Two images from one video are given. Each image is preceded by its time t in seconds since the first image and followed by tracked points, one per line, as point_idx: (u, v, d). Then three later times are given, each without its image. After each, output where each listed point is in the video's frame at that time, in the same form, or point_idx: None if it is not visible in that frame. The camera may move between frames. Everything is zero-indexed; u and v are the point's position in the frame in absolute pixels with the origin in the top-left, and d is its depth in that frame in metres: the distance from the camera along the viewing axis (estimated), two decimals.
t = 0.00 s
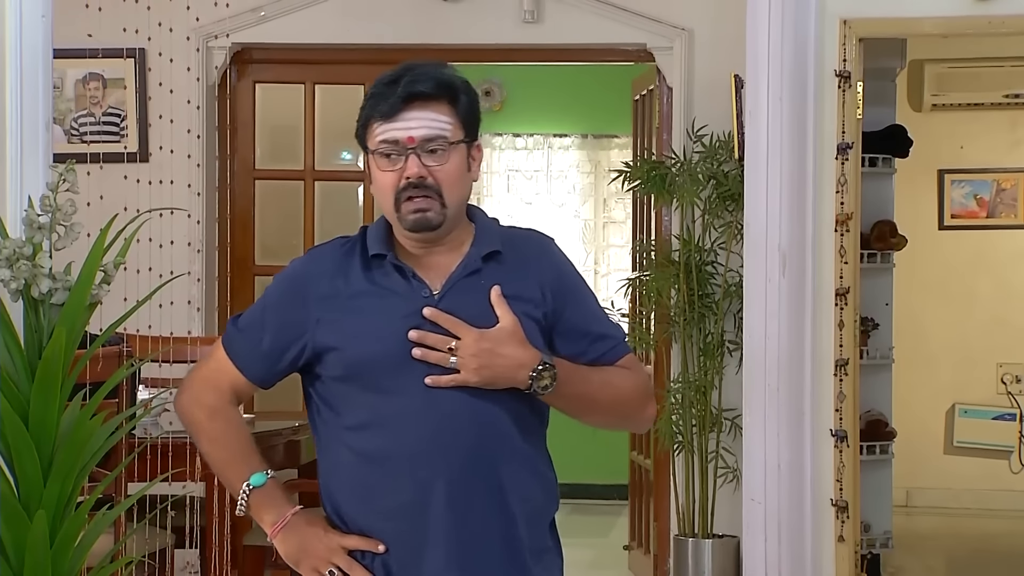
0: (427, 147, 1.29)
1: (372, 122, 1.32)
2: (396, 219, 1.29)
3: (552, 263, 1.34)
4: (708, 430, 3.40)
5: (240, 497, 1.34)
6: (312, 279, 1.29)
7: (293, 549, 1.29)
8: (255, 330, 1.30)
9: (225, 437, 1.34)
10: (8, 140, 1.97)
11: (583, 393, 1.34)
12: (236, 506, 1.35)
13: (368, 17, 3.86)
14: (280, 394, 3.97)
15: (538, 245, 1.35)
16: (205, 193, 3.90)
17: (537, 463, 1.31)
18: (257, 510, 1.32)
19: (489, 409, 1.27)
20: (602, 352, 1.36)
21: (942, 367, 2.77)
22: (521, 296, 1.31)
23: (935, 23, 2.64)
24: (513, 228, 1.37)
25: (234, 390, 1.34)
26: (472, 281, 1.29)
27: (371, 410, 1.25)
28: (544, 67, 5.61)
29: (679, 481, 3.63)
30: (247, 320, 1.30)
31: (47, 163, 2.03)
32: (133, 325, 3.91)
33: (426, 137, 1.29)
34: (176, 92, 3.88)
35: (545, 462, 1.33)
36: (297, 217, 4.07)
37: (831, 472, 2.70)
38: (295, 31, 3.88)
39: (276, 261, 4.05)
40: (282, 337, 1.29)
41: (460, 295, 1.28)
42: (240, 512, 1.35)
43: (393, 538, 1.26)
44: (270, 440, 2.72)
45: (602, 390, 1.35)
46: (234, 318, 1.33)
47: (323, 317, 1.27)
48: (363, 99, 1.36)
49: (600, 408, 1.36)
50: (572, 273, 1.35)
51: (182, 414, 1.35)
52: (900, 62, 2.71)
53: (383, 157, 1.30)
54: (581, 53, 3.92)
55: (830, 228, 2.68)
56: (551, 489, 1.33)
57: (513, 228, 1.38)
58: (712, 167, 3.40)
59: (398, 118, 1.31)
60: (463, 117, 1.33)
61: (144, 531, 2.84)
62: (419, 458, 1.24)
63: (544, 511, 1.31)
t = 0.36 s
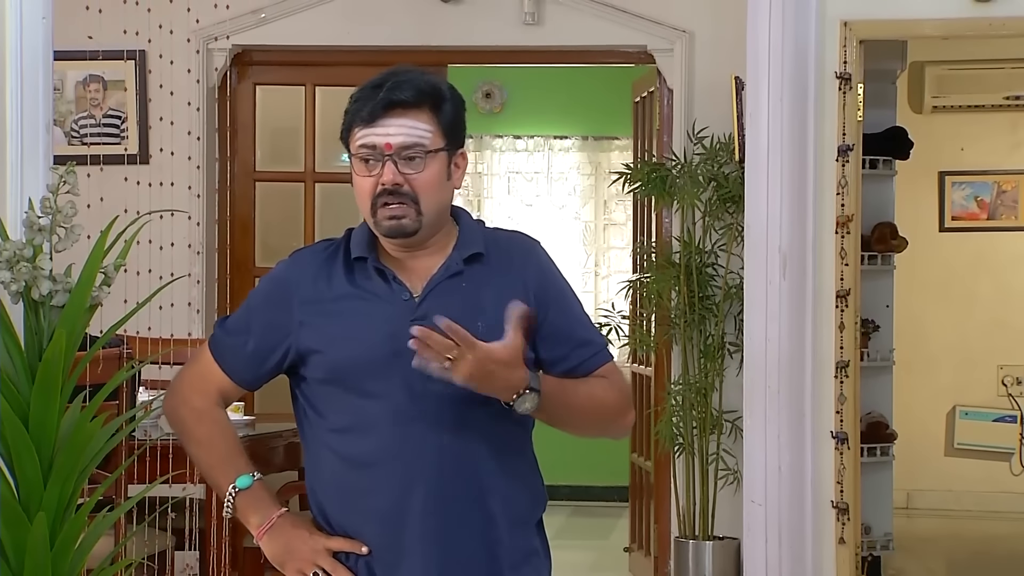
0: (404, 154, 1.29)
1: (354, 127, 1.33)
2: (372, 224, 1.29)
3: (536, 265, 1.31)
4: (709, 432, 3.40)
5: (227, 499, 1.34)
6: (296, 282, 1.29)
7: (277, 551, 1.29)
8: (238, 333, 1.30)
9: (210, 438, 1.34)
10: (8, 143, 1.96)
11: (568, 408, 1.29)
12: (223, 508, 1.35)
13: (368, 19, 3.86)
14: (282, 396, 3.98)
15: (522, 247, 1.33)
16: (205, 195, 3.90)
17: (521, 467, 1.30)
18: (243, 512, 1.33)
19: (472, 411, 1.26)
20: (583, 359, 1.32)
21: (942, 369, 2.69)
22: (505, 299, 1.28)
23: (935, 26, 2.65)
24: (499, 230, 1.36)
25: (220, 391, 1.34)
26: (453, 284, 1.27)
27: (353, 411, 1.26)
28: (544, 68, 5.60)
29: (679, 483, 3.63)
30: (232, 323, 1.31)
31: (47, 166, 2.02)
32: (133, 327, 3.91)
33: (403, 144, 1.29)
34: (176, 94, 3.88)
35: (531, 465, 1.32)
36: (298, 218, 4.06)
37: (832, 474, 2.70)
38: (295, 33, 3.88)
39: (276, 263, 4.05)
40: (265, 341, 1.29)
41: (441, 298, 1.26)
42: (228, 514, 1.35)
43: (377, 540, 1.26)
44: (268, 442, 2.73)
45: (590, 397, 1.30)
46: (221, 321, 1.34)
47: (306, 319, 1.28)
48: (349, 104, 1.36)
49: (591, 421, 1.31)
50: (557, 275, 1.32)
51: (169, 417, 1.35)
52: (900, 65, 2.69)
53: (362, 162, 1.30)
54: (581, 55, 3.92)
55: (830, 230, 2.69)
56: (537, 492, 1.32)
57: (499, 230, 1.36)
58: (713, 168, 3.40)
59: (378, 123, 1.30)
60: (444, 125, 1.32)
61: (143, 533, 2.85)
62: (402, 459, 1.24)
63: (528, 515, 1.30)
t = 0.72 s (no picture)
0: (404, 153, 1.28)
1: (357, 125, 1.33)
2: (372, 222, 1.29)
3: (537, 264, 1.31)
4: (709, 432, 3.40)
5: (228, 495, 1.34)
6: (297, 279, 1.31)
7: (276, 549, 1.29)
8: (242, 329, 1.32)
9: (212, 435, 1.35)
10: (8, 143, 1.96)
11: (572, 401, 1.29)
12: (225, 504, 1.36)
13: (369, 19, 3.86)
14: (282, 396, 3.98)
15: (524, 245, 1.32)
16: (205, 195, 3.90)
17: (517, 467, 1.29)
18: (244, 509, 1.33)
19: (467, 409, 1.25)
20: (586, 359, 1.31)
21: (942, 370, 2.69)
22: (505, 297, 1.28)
23: (937, 26, 2.64)
24: (502, 230, 1.36)
25: (224, 387, 1.35)
26: (452, 281, 1.27)
27: (349, 408, 1.26)
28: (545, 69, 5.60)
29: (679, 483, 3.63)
30: (236, 319, 1.33)
31: (47, 166, 2.02)
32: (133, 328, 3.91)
33: (405, 144, 1.29)
34: (176, 94, 3.88)
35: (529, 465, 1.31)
36: (298, 219, 4.06)
37: (832, 474, 2.70)
38: (295, 34, 3.88)
39: (276, 264, 4.05)
40: (267, 337, 1.31)
41: (438, 294, 1.26)
42: (230, 511, 1.35)
43: (372, 538, 1.26)
44: (269, 443, 2.73)
45: (596, 393, 1.31)
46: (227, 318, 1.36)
47: (306, 316, 1.28)
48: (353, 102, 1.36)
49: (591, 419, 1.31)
50: (558, 274, 1.32)
51: (174, 413, 1.37)
52: (901, 65, 2.68)
53: (364, 159, 1.30)
54: (581, 56, 3.92)
55: (831, 230, 2.68)
56: (534, 493, 1.31)
57: (503, 230, 1.36)
58: (713, 169, 3.40)
59: (381, 122, 1.30)
60: (447, 125, 1.32)
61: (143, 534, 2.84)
62: (395, 456, 1.24)
63: (525, 516, 1.30)
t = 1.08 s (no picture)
0: (431, 156, 1.29)
1: (387, 123, 1.33)
2: (395, 220, 1.30)
3: (560, 264, 1.31)
4: (709, 432, 3.39)
5: (250, 492, 1.35)
6: (320, 276, 1.31)
7: (298, 546, 1.29)
8: (266, 325, 1.33)
9: (236, 432, 1.36)
10: (8, 144, 1.97)
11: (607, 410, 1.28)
12: (247, 501, 1.37)
13: (368, 19, 3.86)
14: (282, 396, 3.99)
15: (548, 246, 1.33)
16: (205, 196, 3.90)
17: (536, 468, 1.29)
18: (266, 506, 1.34)
19: (487, 410, 1.25)
20: (613, 360, 1.32)
21: (942, 370, 2.70)
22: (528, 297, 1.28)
23: (937, 26, 2.64)
24: (527, 231, 1.37)
25: (249, 385, 1.37)
26: (475, 280, 1.27)
27: (369, 407, 1.26)
28: (545, 69, 5.60)
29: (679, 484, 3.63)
30: (261, 315, 1.34)
31: (48, 166, 2.02)
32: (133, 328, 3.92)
33: (433, 147, 1.29)
34: (177, 94, 3.88)
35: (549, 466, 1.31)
36: (298, 219, 4.06)
37: (832, 475, 2.70)
38: (295, 34, 3.87)
39: (276, 264, 4.05)
40: (291, 334, 1.32)
41: (461, 294, 1.26)
42: (252, 507, 1.37)
43: (391, 537, 1.26)
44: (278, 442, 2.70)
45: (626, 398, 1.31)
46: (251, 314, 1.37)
47: (329, 313, 1.29)
48: (385, 99, 1.37)
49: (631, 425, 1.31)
50: (582, 275, 1.33)
51: (200, 409, 1.38)
52: (901, 65, 2.67)
53: (391, 158, 1.31)
54: (582, 56, 3.93)
55: (831, 231, 2.68)
56: (552, 494, 1.31)
57: (526, 230, 1.37)
58: (713, 169, 3.40)
59: (411, 123, 1.31)
60: (476, 131, 1.32)
61: (143, 535, 2.84)
62: (415, 456, 1.24)
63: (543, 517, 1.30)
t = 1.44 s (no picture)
0: (470, 150, 1.31)
1: (429, 112, 1.35)
2: (422, 208, 1.31)
3: (587, 266, 1.31)
4: (709, 432, 3.39)
5: (272, 491, 1.35)
6: (343, 275, 1.31)
7: (320, 545, 1.29)
8: (287, 325, 1.33)
9: (258, 430, 1.36)
10: (8, 143, 1.96)
11: (672, 426, 1.38)
12: (269, 500, 1.36)
13: (368, 20, 3.86)
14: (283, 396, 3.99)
15: (575, 245, 1.33)
16: (205, 196, 3.90)
17: (563, 470, 1.29)
18: (288, 506, 1.33)
19: (512, 413, 1.25)
20: (650, 354, 1.36)
21: (942, 371, 2.70)
22: (555, 299, 1.28)
23: (937, 26, 2.63)
24: (552, 231, 1.37)
25: (270, 383, 1.36)
26: (501, 284, 1.27)
27: (392, 409, 1.26)
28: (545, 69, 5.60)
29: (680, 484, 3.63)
30: (283, 314, 1.34)
31: (48, 166, 2.02)
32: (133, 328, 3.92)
33: (473, 140, 1.32)
34: (177, 95, 3.88)
35: (577, 468, 1.31)
36: (297, 219, 4.06)
37: (832, 475, 2.69)
38: (295, 34, 3.87)
39: (276, 265, 4.05)
40: (313, 333, 1.31)
41: (487, 297, 1.26)
42: (273, 506, 1.36)
43: (414, 539, 1.27)
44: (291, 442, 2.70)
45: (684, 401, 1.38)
46: (271, 313, 1.36)
47: (352, 313, 1.29)
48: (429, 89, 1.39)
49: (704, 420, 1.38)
50: (612, 274, 1.32)
51: (221, 404, 1.38)
52: (901, 65, 2.67)
53: (429, 146, 1.33)
54: (582, 56, 3.93)
55: (831, 231, 2.68)
56: (581, 496, 1.32)
57: (551, 229, 1.37)
58: (713, 169, 3.40)
59: (455, 114, 1.33)
60: (516, 132, 1.35)
61: (143, 535, 2.84)
62: (438, 458, 1.25)
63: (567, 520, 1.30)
